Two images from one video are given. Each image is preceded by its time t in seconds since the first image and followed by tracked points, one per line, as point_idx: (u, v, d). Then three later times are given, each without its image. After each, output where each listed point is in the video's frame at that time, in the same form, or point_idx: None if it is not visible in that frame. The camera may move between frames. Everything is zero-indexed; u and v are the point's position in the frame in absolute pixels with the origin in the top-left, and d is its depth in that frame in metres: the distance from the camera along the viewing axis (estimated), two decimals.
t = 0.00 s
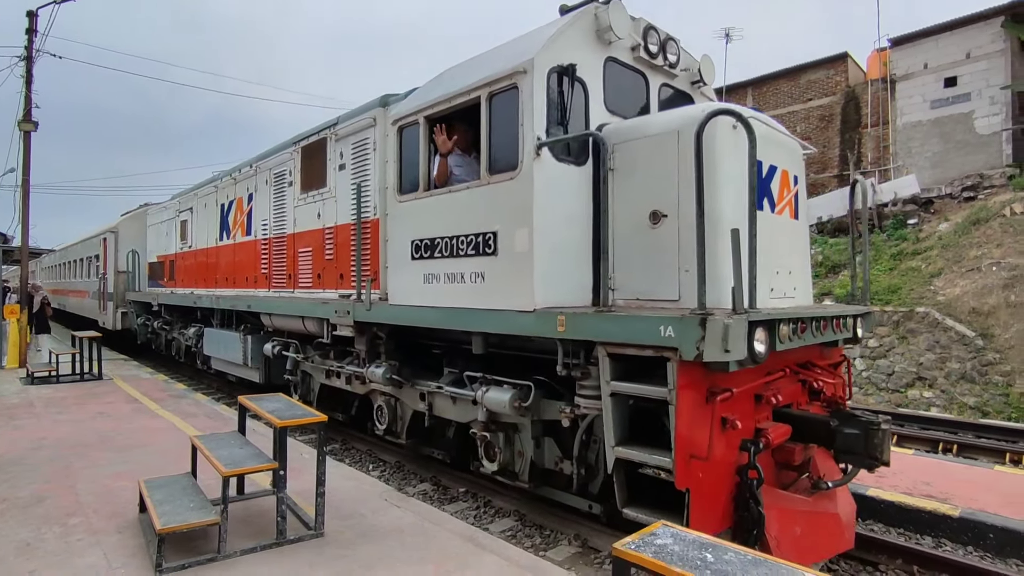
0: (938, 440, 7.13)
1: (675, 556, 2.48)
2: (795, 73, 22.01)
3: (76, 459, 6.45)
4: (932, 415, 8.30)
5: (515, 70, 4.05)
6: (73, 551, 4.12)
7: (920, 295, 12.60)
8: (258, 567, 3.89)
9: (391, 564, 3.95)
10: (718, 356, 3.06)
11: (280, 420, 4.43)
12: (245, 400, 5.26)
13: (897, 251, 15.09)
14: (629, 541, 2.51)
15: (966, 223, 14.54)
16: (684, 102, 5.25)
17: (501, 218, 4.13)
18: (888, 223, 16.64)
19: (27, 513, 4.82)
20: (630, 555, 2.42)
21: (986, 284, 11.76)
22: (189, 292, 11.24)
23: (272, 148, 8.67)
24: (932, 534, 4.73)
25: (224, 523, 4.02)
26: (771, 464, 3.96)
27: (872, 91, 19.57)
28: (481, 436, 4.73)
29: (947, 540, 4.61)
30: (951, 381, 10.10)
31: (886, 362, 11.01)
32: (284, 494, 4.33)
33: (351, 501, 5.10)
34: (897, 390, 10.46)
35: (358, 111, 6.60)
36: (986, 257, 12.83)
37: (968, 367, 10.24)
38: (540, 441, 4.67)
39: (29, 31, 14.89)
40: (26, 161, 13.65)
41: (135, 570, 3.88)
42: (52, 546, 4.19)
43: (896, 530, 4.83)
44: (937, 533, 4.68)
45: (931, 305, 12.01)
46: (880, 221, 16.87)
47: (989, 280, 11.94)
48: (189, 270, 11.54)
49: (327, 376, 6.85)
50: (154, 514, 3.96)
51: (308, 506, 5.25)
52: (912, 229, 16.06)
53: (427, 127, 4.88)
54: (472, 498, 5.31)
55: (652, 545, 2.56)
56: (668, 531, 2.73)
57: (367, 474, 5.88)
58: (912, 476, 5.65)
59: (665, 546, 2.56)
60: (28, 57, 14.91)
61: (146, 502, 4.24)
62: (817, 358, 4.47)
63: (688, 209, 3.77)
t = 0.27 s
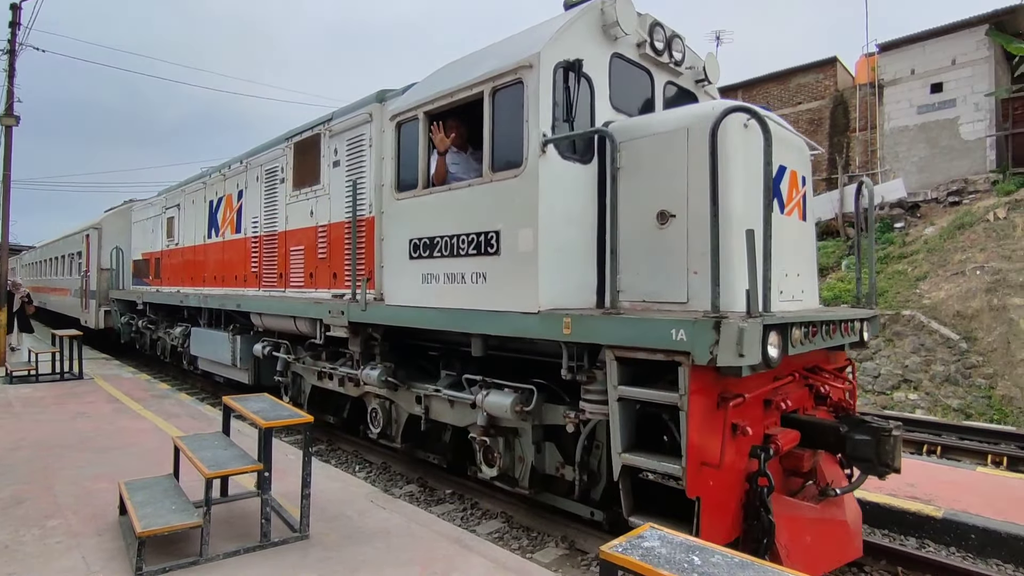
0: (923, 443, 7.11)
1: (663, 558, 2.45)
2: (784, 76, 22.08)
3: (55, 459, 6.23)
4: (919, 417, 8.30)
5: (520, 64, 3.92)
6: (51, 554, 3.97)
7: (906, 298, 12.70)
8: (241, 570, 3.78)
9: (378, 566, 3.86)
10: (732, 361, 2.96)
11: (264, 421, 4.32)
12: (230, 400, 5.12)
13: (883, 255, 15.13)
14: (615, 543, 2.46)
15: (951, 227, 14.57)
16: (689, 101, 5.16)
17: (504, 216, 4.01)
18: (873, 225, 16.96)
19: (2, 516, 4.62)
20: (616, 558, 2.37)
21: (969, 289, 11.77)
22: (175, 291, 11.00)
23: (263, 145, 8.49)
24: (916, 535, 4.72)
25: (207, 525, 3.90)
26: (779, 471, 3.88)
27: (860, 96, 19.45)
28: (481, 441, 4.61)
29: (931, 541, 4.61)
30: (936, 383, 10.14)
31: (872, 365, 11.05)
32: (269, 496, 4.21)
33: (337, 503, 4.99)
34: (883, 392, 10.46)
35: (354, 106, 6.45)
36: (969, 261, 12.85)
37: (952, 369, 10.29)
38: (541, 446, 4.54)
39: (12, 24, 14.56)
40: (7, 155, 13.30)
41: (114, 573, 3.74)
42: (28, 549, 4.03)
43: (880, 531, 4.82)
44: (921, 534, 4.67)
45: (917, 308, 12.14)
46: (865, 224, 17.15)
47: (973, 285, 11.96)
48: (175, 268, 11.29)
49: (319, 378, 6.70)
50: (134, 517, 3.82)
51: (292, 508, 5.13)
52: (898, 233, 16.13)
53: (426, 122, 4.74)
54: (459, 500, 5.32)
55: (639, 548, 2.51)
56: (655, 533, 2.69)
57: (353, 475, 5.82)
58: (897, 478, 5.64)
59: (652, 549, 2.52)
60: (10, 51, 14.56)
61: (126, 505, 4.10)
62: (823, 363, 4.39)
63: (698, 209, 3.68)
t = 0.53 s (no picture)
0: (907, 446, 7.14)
1: (647, 562, 2.49)
2: (772, 82, 22.14)
3: (35, 463, 6.07)
4: (903, 421, 8.34)
5: (525, 63, 3.83)
6: (31, 561, 3.87)
7: (890, 302, 12.78)
8: None
9: (363, 570, 3.87)
10: (747, 369, 2.89)
11: (251, 425, 4.22)
12: (215, 404, 5.06)
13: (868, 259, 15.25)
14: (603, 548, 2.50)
15: (935, 233, 14.68)
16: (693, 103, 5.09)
17: (507, 218, 3.92)
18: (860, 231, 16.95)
19: None
20: (603, 562, 2.41)
21: (952, 293, 11.85)
22: (162, 293, 10.78)
23: (255, 144, 8.33)
24: (900, 537, 4.71)
25: (191, 530, 3.87)
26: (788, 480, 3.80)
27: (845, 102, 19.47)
28: (481, 449, 4.50)
29: (914, 544, 4.60)
30: (919, 386, 10.20)
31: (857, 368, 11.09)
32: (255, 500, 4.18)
33: (323, 508, 4.97)
34: (867, 396, 10.47)
35: (350, 106, 6.33)
36: (952, 266, 12.96)
37: (935, 373, 10.37)
38: (543, 454, 4.45)
39: None
40: None
41: None
42: (7, 555, 3.93)
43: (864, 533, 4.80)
44: (905, 536, 4.66)
45: (901, 313, 12.23)
46: (851, 230, 17.10)
47: (956, 290, 12.04)
48: (162, 269, 11.08)
49: (312, 383, 6.56)
50: (117, 522, 3.79)
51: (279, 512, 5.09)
52: (882, 238, 16.27)
53: (425, 121, 4.63)
54: (447, 503, 5.26)
55: (626, 552, 2.55)
56: (642, 537, 2.73)
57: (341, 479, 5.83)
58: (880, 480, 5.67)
59: (639, 554, 2.57)
60: None
61: (109, 510, 4.04)
62: (829, 369, 4.34)
63: (707, 212, 3.62)
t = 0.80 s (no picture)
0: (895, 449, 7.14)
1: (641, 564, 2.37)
2: (762, 87, 22.22)
3: (18, 464, 5.87)
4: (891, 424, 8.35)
5: (537, 59, 3.73)
6: (12, 564, 3.71)
7: (879, 306, 12.80)
8: None
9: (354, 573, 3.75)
10: (770, 373, 2.81)
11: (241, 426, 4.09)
12: (204, 404, 4.93)
13: (857, 263, 15.29)
14: (597, 549, 2.38)
15: (922, 237, 14.74)
16: (701, 103, 5.01)
17: (517, 217, 3.81)
18: (849, 235, 16.93)
19: None
20: (598, 562, 2.30)
21: (938, 296, 11.90)
22: (153, 292, 10.56)
23: (250, 141, 8.17)
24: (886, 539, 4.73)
25: (179, 532, 3.75)
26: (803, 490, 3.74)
27: (834, 107, 19.52)
28: (486, 454, 4.39)
29: (901, 545, 4.61)
30: (907, 390, 10.21)
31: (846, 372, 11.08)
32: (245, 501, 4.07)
33: (313, 509, 4.85)
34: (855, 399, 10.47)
35: (349, 102, 6.20)
36: (939, 270, 13.03)
37: (922, 376, 10.40)
38: (550, 459, 4.35)
39: None
40: None
41: None
42: None
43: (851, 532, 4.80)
44: (892, 538, 4.68)
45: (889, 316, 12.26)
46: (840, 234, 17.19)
47: (942, 293, 12.08)
48: (152, 268, 10.87)
49: (309, 386, 6.42)
50: (103, 523, 3.66)
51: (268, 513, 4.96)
52: (870, 242, 16.33)
53: (430, 118, 4.51)
54: (437, 504, 5.17)
55: (621, 553, 2.43)
56: (636, 539, 2.62)
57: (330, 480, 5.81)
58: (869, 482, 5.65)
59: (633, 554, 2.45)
60: None
61: (94, 512, 3.90)
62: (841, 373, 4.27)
63: (724, 213, 3.53)
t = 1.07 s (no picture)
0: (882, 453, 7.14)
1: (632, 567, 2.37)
2: (753, 93, 22.35)
3: None
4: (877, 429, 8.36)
5: (550, 57, 3.64)
6: None
7: (866, 311, 12.84)
8: None
9: None
10: (795, 381, 2.73)
11: (228, 428, 4.00)
12: (192, 407, 4.80)
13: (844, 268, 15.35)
14: (588, 551, 2.38)
15: (908, 243, 14.82)
16: (710, 105, 4.95)
17: (528, 219, 3.71)
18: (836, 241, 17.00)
19: None
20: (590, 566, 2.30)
21: (923, 302, 11.93)
22: (142, 293, 10.34)
23: (244, 140, 8.02)
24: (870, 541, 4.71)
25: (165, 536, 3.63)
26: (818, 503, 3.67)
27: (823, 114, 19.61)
28: (491, 462, 4.27)
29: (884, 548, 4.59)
30: (893, 395, 10.23)
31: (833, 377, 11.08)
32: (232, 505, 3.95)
33: (300, 512, 4.72)
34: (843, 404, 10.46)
35: (349, 100, 6.08)
36: (924, 276, 13.07)
37: (907, 381, 10.43)
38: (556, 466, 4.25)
39: None
40: None
41: None
42: None
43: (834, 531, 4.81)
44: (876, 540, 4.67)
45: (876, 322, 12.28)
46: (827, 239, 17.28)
47: (927, 299, 12.12)
48: (141, 269, 10.66)
49: (304, 390, 6.28)
50: (87, 528, 3.53)
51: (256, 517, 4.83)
52: (856, 247, 16.41)
53: (436, 117, 4.41)
54: (427, 508, 5.09)
55: (610, 556, 2.42)
56: (627, 543, 2.59)
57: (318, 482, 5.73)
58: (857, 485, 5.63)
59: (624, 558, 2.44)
60: None
61: (78, 516, 3.77)
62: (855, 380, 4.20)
63: (739, 216, 3.46)
